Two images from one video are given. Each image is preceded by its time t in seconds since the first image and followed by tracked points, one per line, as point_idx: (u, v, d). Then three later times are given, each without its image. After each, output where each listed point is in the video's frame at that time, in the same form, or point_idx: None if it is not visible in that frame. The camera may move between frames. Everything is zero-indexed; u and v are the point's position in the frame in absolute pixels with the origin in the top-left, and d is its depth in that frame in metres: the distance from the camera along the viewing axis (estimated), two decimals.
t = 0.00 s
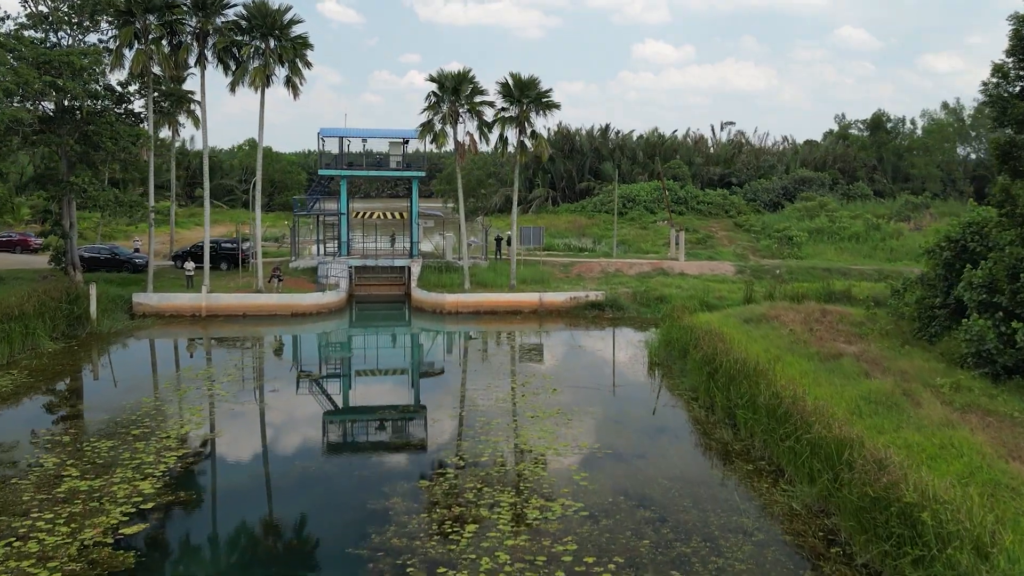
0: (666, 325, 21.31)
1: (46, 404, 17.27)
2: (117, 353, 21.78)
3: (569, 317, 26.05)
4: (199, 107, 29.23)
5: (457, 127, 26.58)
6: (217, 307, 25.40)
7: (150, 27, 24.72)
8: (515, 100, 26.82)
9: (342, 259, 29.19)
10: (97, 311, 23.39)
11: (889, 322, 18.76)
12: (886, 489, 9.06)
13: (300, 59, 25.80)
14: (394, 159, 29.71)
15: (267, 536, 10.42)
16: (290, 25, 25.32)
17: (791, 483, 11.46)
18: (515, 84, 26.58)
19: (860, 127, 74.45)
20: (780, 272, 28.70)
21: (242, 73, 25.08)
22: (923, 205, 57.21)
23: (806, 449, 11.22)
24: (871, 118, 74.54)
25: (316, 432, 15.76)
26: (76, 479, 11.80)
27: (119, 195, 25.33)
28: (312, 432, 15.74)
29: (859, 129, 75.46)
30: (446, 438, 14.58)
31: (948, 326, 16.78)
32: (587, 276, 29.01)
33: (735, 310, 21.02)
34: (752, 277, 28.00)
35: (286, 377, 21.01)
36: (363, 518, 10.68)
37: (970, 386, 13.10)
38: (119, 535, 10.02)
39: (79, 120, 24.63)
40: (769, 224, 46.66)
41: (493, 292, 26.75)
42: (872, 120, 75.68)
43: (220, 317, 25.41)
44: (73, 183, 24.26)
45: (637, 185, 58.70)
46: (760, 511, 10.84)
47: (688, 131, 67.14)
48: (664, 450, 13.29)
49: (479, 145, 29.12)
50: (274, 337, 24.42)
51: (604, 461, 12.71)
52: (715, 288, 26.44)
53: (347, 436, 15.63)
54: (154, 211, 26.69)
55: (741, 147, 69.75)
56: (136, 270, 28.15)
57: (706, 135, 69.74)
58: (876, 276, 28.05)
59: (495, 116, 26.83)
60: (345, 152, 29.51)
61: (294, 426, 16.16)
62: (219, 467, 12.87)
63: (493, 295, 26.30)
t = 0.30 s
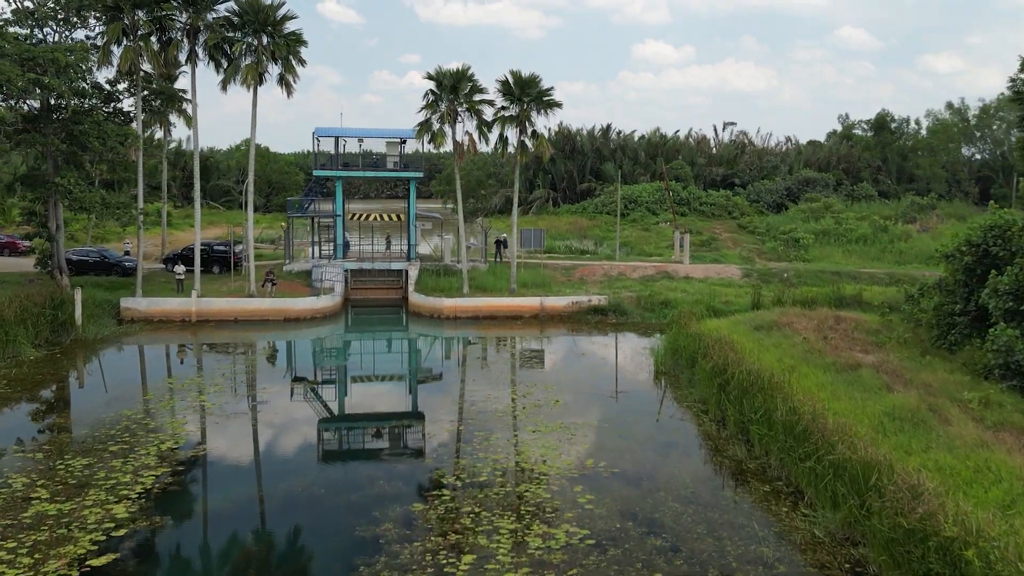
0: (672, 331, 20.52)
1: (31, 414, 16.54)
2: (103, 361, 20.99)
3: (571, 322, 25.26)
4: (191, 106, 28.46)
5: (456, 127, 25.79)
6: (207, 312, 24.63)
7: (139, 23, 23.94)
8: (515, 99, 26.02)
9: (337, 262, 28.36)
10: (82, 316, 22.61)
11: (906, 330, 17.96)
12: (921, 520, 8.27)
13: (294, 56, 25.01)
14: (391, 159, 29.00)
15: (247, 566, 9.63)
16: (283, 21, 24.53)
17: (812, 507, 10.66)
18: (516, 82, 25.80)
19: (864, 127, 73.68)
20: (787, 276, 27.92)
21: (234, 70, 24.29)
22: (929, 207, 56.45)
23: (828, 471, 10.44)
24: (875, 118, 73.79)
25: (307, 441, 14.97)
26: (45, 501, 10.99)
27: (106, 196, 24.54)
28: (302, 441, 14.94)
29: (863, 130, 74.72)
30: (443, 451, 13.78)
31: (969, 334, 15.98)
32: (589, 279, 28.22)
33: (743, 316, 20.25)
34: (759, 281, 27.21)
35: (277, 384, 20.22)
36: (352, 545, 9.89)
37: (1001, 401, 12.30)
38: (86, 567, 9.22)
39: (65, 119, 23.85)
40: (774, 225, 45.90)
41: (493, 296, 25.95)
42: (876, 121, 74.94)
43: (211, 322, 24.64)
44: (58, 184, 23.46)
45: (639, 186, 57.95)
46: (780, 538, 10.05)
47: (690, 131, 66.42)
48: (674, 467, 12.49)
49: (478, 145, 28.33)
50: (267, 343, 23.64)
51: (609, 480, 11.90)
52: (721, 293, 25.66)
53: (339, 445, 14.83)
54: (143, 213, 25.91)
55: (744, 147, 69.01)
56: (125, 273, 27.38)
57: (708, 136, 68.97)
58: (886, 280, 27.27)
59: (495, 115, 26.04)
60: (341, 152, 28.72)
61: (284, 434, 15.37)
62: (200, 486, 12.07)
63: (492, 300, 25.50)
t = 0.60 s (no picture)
0: (679, 338, 19.70)
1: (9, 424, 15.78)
2: (86, 369, 20.20)
3: (573, 328, 24.45)
4: (181, 106, 27.70)
5: (454, 126, 24.98)
6: (197, 318, 23.84)
7: (126, 19, 23.17)
8: (515, 97, 25.20)
9: (332, 265, 27.54)
10: (66, 323, 21.81)
11: (925, 338, 17.12)
12: (966, 558, 7.48)
13: (287, 53, 24.24)
14: (388, 160, 28.22)
15: None
16: (276, 17, 23.75)
17: (836, 536, 9.86)
18: (515, 80, 24.98)
19: (868, 127, 72.83)
20: (796, 280, 27.08)
21: (224, 68, 23.50)
22: (934, 208, 55.67)
23: (855, 497, 9.64)
24: (879, 119, 73.04)
25: (296, 451, 14.14)
26: (7, 528, 10.18)
27: (93, 198, 23.77)
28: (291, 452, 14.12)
29: (867, 130, 73.96)
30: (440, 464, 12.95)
31: (993, 344, 15.16)
32: (592, 284, 27.40)
33: (752, 323, 19.48)
34: (767, 285, 26.39)
35: (269, 392, 19.41)
36: None
37: None
38: None
39: (49, 118, 23.12)
40: (779, 227, 45.15)
41: (492, 301, 25.15)
42: (880, 121, 74.17)
43: (201, 328, 23.85)
44: (42, 186, 22.71)
45: (641, 187, 57.24)
46: (803, 570, 9.24)
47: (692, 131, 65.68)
48: (686, 487, 11.67)
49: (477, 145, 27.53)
50: (258, 350, 22.85)
51: (617, 502, 11.08)
52: (728, 298, 24.88)
53: (331, 456, 14.00)
54: (132, 215, 25.15)
55: (747, 147, 68.25)
56: (114, 277, 26.60)
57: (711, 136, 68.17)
58: (898, 285, 26.44)
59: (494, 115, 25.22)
60: (335, 152, 27.92)
61: (273, 445, 14.54)
62: (177, 506, 11.26)
63: (491, 305, 24.69)
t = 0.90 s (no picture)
0: (686, 345, 18.87)
1: None
2: (68, 378, 19.39)
3: (575, 334, 23.63)
4: (170, 105, 26.90)
5: (453, 125, 24.17)
6: (186, 324, 23.03)
7: (113, 14, 22.35)
8: (516, 95, 24.40)
9: (327, 269, 26.71)
10: (49, 329, 21.00)
11: (946, 347, 16.29)
12: None
13: (279, 49, 23.42)
14: (384, 160, 27.42)
15: None
16: (268, 12, 22.94)
17: (865, 569, 9.07)
18: (516, 78, 24.18)
19: (872, 127, 71.99)
20: (804, 284, 26.24)
21: (214, 65, 22.69)
22: (941, 209, 54.84)
23: (886, 528, 8.84)
24: (884, 118, 72.20)
25: (283, 463, 13.30)
26: None
27: (78, 199, 22.97)
28: (278, 463, 13.29)
29: (871, 130, 73.15)
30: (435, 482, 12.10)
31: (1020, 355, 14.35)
32: (594, 288, 26.56)
33: (762, 330, 18.70)
34: (774, 289, 25.56)
35: (258, 402, 18.56)
36: None
37: None
38: None
39: (33, 116, 22.28)
40: (784, 229, 44.34)
41: (491, 306, 24.32)
42: (884, 121, 73.33)
43: (190, 334, 23.03)
44: (25, 187, 21.87)
45: (643, 188, 56.49)
46: None
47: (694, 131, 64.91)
48: (699, 511, 10.84)
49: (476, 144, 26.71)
50: (249, 358, 22.04)
51: (626, 529, 10.24)
52: (735, 303, 24.09)
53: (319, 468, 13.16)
54: (119, 217, 24.35)
55: (750, 147, 67.45)
56: (102, 281, 25.81)
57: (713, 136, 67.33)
58: (910, 289, 25.61)
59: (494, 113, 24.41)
60: (330, 152, 27.10)
61: (259, 456, 13.69)
62: (152, 531, 10.47)
63: (490, 310, 23.86)
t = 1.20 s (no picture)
0: (694, 354, 18.02)
1: None
2: (49, 387, 18.56)
3: (577, 340, 22.78)
4: (159, 104, 26.08)
5: (450, 124, 23.36)
6: (173, 330, 22.20)
7: (97, 9, 21.53)
8: (516, 93, 23.59)
9: (321, 272, 25.88)
10: (30, 336, 20.17)
11: (969, 357, 15.46)
12: None
13: (270, 46, 22.61)
14: (380, 160, 26.59)
15: None
16: (259, 6, 22.13)
17: None
18: (516, 75, 23.38)
19: (876, 127, 71.15)
20: (814, 289, 25.41)
21: (203, 61, 21.87)
22: (948, 211, 54.00)
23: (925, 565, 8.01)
24: (888, 118, 71.35)
25: (267, 480, 12.44)
26: None
27: (61, 201, 22.16)
28: (262, 479, 12.44)
29: (875, 130, 72.32)
30: (428, 502, 11.25)
31: None
32: (597, 292, 25.73)
33: (774, 338, 17.87)
34: (783, 294, 24.74)
35: (245, 413, 17.70)
36: None
37: None
38: None
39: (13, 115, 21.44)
40: (789, 231, 43.51)
41: (490, 312, 23.50)
42: (889, 121, 72.48)
43: (178, 341, 22.20)
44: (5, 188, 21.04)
45: (645, 189, 55.74)
46: None
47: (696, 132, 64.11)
48: (715, 540, 9.98)
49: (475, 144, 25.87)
50: (239, 366, 21.19)
51: (635, 561, 9.40)
52: (744, 309, 23.26)
53: (305, 485, 12.30)
54: (104, 220, 23.54)
55: (753, 148, 66.62)
56: (89, 285, 24.98)
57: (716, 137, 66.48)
58: (923, 294, 24.78)
59: (494, 112, 23.59)
60: (325, 152, 26.28)
61: (242, 471, 12.83)
62: (122, 561, 9.64)
63: (489, 316, 23.04)
